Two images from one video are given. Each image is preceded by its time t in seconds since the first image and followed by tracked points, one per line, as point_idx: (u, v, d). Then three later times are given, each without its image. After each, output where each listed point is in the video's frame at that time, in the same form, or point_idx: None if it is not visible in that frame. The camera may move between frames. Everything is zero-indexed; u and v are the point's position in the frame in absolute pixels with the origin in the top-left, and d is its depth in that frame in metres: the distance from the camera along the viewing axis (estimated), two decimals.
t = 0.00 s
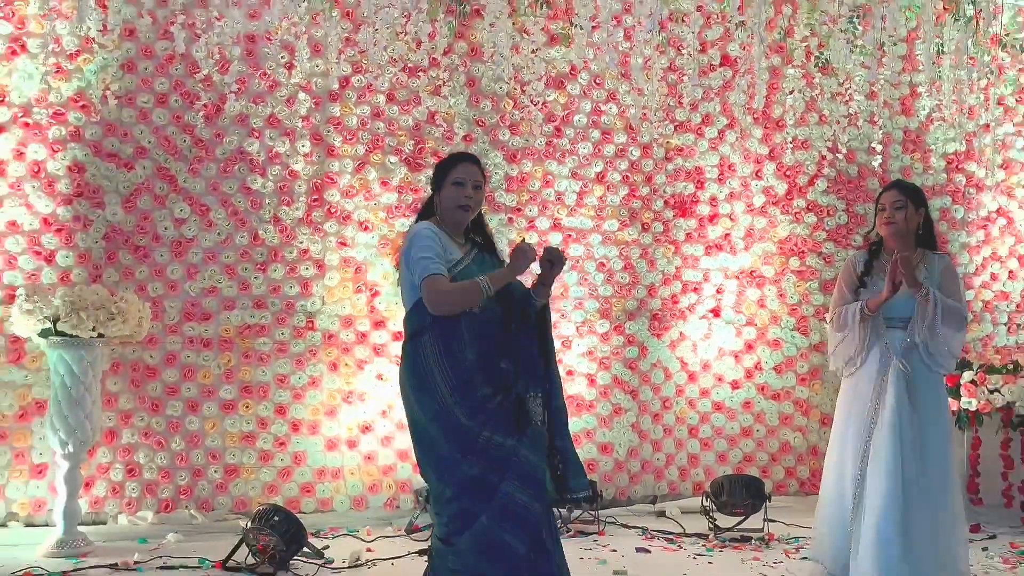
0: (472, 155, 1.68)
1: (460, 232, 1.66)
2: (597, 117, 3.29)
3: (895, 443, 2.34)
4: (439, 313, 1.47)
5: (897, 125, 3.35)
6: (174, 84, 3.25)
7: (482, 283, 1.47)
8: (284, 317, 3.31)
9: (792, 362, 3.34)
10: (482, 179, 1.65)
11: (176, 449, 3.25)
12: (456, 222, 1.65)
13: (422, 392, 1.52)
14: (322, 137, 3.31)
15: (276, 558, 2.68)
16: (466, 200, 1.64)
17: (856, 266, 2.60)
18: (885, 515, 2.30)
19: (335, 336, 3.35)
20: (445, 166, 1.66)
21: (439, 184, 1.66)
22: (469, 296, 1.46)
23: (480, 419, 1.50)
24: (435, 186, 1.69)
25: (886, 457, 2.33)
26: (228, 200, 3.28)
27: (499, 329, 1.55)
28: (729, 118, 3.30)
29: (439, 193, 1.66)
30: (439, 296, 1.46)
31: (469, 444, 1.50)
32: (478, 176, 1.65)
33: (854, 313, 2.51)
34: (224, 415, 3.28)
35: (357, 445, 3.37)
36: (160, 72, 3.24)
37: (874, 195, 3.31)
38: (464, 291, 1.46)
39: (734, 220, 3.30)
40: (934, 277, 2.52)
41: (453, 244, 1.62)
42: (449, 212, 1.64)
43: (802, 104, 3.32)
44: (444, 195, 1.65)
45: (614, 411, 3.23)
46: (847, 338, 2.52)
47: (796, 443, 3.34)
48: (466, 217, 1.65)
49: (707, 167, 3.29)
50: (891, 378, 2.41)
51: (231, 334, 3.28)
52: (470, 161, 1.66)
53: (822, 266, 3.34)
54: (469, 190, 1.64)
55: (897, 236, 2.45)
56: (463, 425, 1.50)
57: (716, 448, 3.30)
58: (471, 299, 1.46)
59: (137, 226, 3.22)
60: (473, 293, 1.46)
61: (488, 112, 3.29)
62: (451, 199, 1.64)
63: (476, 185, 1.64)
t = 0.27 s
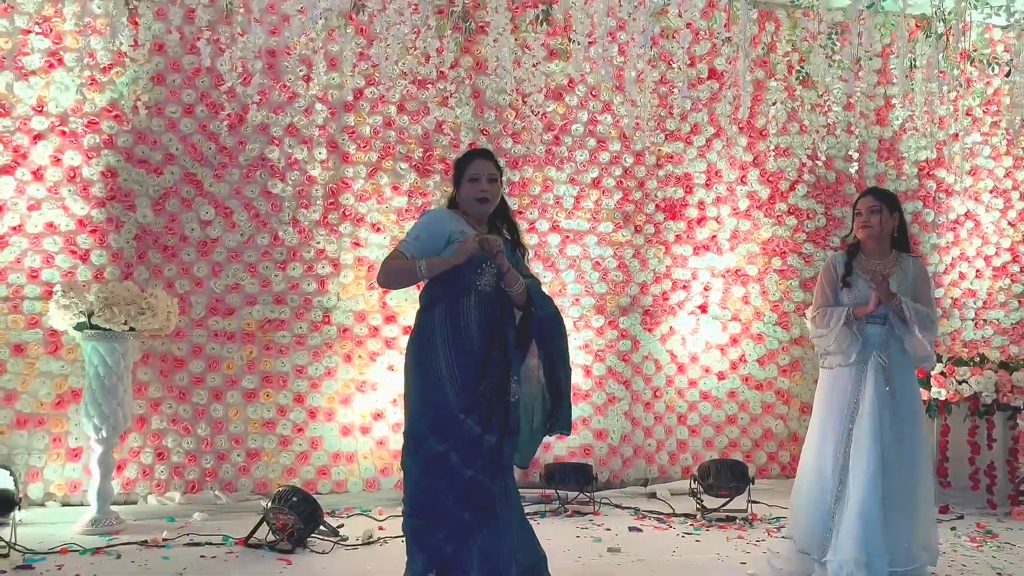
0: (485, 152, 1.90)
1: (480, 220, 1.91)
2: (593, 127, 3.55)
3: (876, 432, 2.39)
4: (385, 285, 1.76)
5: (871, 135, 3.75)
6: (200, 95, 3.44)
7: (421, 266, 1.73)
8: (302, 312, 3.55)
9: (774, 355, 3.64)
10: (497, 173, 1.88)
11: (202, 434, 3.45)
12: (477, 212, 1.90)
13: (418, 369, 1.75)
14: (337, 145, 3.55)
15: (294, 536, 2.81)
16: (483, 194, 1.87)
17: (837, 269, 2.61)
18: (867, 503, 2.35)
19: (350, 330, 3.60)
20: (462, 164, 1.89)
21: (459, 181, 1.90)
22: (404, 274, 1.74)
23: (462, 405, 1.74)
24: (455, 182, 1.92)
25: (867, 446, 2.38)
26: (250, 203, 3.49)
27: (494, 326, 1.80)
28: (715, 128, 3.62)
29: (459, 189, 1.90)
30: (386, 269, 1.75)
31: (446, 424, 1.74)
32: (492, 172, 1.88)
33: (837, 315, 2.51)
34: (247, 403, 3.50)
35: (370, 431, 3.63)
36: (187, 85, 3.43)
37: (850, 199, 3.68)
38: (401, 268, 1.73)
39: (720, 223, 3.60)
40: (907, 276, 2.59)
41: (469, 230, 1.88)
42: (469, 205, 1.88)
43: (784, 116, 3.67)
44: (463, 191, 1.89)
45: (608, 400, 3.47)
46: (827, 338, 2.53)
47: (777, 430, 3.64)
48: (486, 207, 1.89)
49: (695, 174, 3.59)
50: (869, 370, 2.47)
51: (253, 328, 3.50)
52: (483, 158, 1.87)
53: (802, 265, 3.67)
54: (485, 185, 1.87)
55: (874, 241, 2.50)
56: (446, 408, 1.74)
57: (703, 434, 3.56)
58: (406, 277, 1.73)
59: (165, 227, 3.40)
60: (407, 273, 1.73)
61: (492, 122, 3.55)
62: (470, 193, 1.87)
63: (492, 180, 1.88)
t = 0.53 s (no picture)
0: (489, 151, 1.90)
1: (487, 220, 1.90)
2: (595, 124, 3.55)
3: (872, 427, 2.38)
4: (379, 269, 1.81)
5: (873, 132, 3.74)
6: (202, 92, 3.44)
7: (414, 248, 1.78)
8: (304, 309, 3.55)
9: (776, 352, 3.64)
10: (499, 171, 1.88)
11: (203, 431, 3.44)
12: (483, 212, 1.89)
13: (408, 363, 1.77)
14: (339, 142, 3.54)
15: (296, 533, 2.81)
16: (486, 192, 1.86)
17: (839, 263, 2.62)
18: (865, 502, 2.34)
19: (352, 327, 3.60)
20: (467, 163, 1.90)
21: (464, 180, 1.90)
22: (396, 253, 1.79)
23: (441, 392, 1.74)
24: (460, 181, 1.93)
25: (864, 445, 2.38)
26: (252, 201, 3.48)
27: (487, 321, 1.78)
28: (717, 125, 3.61)
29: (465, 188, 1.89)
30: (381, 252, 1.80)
31: (427, 414, 1.74)
32: (496, 170, 1.88)
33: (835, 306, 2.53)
34: (248, 401, 3.49)
35: (372, 428, 3.63)
36: (189, 82, 3.43)
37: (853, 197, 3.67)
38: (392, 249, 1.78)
39: (722, 220, 3.60)
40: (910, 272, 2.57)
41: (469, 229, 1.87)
42: (474, 204, 1.87)
43: (786, 113, 3.66)
44: (469, 191, 1.88)
45: (610, 398, 3.47)
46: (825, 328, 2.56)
47: (779, 427, 3.64)
48: (491, 207, 1.87)
49: (697, 171, 3.59)
50: (868, 365, 2.45)
51: (255, 325, 3.50)
52: (486, 156, 1.88)
53: (804, 263, 3.66)
54: (488, 183, 1.86)
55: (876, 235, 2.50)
56: (427, 396, 1.74)
57: (705, 432, 3.56)
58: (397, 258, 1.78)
59: (167, 224, 3.40)
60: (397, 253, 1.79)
61: (494, 119, 3.55)
62: (475, 192, 1.87)
63: (495, 179, 1.88)
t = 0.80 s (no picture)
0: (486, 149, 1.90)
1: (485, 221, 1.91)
2: (597, 122, 3.54)
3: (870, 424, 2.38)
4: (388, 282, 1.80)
5: (875, 129, 3.73)
6: (204, 90, 3.43)
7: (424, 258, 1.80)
8: (306, 307, 3.55)
9: (778, 350, 3.64)
10: (498, 170, 1.88)
11: (206, 429, 3.44)
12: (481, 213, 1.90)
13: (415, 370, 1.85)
14: (340, 140, 3.54)
15: (298, 531, 2.81)
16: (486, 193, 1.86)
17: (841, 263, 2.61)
18: (861, 499, 2.34)
19: (353, 325, 3.60)
20: (465, 163, 1.89)
21: (462, 180, 1.90)
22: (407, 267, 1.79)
23: (449, 395, 1.82)
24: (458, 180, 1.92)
25: (860, 442, 2.38)
26: (254, 198, 3.48)
27: (484, 325, 1.85)
28: (719, 122, 3.60)
29: (463, 188, 1.90)
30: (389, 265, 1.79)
31: (437, 415, 1.83)
32: (495, 170, 1.88)
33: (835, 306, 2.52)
34: (250, 398, 3.49)
35: (373, 426, 3.63)
36: (190, 79, 3.42)
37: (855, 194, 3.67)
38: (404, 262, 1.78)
39: (725, 218, 3.59)
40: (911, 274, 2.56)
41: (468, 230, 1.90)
42: (474, 204, 1.88)
43: (788, 110, 3.65)
44: (468, 191, 1.88)
45: (612, 395, 3.46)
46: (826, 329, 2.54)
47: (782, 425, 3.63)
48: (490, 208, 1.88)
49: (699, 169, 3.58)
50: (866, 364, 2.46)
51: (256, 323, 3.50)
52: (484, 155, 1.88)
53: (806, 261, 3.66)
54: (487, 183, 1.86)
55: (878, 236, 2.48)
56: (436, 399, 1.83)
57: (707, 430, 3.56)
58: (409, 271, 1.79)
59: (169, 222, 3.40)
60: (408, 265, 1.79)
61: (496, 117, 3.54)
62: (473, 192, 1.87)
63: (495, 178, 1.87)
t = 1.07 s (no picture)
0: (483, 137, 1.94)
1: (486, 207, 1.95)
2: (600, 116, 3.53)
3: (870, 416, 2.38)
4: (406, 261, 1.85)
5: (879, 123, 3.71)
6: (205, 84, 3.42)
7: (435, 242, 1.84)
8: (308, 302, 3.54)
9: (781, 344, 3.63)
10: (495, 157, 1.91)
11: (209, 424, 3.45)
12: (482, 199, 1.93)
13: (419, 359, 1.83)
14: (342, 134, 3.53)
15: (300, 526, 2.82)
16: (485, 178, 1.90)
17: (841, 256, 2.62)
18: (863, 491, 2.33)
19: (356, 320, 3.60)
20: (462, 152, 1.93)
21: (460, 169, 1.94)
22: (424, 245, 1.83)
23: (450, 385, 1.81)
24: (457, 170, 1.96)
25: (863, 434, 2.37)
26: (256, 193, 3.48)
27: (488, 313, 1.84)
28: (722, 116, 3.59)
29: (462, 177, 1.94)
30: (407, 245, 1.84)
31: (440, 405, 1.81)
32: (492, 155, 1.92)
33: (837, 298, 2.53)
34: (253, 393, 3.50)
35: (376, 421, 3.63)
36: (192, 74, 3.41)
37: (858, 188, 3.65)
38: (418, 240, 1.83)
39: (728, 212, 3.58)
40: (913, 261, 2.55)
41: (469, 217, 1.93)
42: (474, 191, 1.92)
43: (792, 104, 3.64)
44: (466, 179, 1.92)
45: (615, 390, 3.46)
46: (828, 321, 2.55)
47: (785, 420, 3.63)
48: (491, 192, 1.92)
49: (702, 163, 3.57)
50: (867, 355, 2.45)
51: (259, 318, 3.50)
52: (481, 143, 1.91)
53: (810, 255, 3.64)
54: (485, 169, 1.90)
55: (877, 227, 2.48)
56: (439, 389, 1.81)
57: (709, 424, 3.56)
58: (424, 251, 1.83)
59: (171, 217, 3.40)
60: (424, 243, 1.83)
61: (498, 111, 3.53)
62: (471, 179, 1.91)
63: (493, 165, 1.91)
